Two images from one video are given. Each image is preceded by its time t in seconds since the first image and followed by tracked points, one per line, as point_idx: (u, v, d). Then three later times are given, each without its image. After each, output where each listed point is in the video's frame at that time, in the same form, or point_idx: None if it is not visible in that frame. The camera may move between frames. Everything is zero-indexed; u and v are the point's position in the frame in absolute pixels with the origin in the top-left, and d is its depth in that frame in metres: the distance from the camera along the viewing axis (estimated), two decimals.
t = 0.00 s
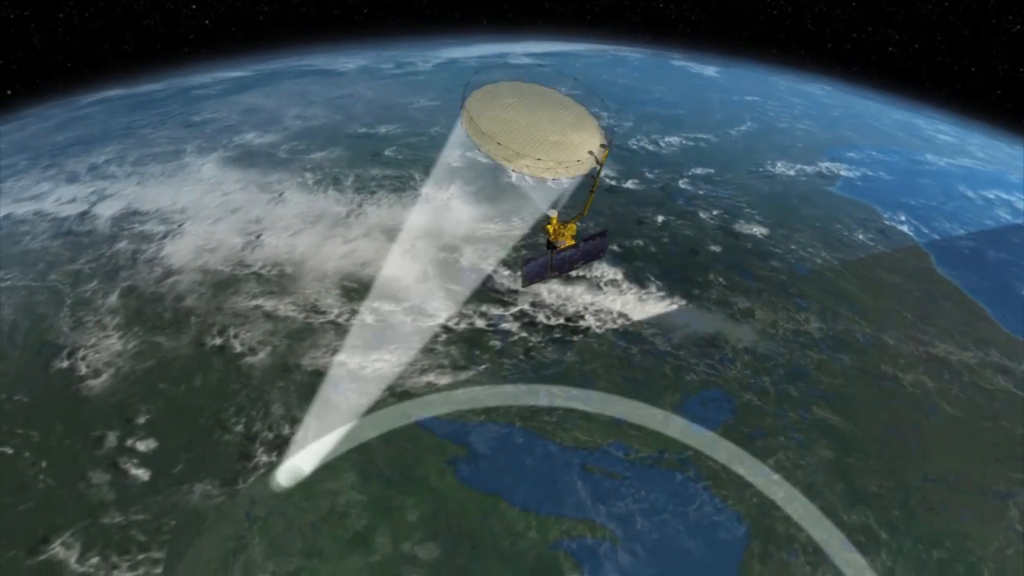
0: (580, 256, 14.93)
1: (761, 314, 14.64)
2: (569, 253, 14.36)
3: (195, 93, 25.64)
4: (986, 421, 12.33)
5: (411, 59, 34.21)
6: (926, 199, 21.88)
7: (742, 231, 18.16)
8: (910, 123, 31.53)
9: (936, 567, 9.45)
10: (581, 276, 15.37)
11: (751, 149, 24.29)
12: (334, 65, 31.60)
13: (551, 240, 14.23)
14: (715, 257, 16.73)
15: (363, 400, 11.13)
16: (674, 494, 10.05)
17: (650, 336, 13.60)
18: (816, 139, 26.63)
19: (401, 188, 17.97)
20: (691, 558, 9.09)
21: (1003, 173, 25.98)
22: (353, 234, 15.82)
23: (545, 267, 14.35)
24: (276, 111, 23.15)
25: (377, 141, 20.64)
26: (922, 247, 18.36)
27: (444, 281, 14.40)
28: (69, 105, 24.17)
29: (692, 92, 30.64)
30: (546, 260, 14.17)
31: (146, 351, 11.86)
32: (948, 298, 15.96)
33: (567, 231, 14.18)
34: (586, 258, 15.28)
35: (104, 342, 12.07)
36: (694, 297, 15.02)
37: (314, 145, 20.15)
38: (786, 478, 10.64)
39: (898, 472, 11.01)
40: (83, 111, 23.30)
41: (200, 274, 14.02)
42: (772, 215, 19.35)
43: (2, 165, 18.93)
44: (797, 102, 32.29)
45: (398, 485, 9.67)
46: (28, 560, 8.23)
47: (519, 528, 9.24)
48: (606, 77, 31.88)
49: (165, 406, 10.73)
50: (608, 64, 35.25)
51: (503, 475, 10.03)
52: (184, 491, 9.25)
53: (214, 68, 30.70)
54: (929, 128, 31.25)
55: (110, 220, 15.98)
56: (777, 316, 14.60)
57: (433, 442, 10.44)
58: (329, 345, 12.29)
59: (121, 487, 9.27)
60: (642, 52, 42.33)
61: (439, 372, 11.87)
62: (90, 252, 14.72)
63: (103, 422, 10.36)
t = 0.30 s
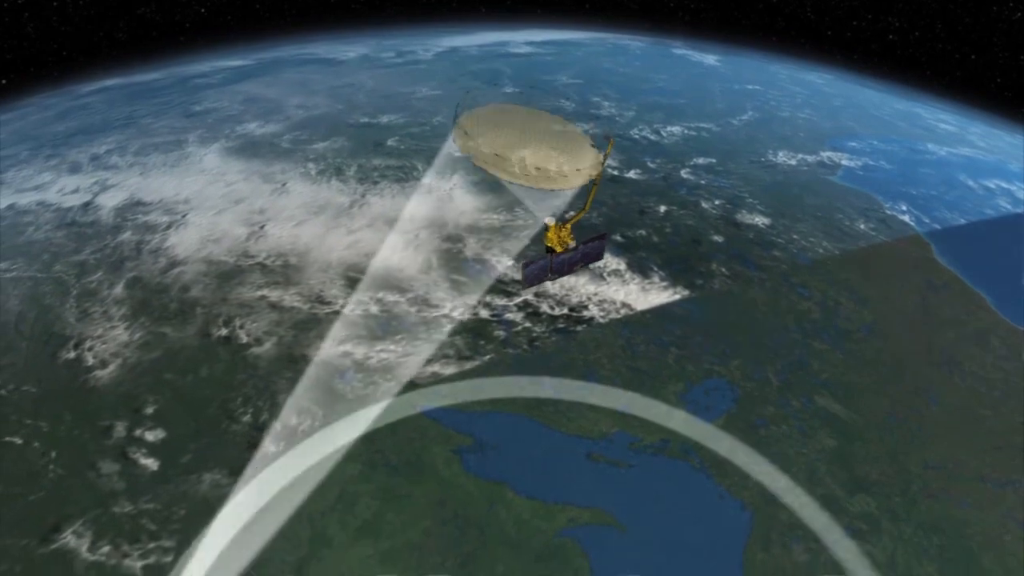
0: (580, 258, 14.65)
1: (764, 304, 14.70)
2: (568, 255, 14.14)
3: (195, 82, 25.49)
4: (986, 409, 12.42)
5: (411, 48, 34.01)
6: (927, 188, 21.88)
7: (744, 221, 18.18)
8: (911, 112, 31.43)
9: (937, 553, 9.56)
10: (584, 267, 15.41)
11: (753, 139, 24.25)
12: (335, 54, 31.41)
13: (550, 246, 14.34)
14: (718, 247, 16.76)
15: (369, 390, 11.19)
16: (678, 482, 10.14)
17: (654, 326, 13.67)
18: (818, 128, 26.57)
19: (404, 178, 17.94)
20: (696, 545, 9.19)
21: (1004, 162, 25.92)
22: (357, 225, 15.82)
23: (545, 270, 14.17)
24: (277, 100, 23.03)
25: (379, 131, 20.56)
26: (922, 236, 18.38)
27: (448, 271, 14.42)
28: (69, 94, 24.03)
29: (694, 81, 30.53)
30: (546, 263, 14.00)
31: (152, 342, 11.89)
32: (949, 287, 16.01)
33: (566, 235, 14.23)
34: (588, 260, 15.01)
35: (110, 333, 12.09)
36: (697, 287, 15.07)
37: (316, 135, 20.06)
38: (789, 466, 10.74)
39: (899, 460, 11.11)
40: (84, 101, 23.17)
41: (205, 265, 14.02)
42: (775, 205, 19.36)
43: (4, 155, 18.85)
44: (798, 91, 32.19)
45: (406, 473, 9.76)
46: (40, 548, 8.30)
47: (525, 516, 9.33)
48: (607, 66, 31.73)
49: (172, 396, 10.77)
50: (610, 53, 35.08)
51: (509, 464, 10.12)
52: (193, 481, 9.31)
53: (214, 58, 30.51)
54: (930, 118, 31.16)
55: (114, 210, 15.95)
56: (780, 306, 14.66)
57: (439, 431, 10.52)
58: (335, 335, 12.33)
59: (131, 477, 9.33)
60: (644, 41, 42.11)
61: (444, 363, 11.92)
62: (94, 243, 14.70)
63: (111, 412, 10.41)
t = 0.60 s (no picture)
0: (580, 262, 14.37)
1: (767, 294, 14.73)
2: (569, 257, 13.89)
3: (195, 71, 25.30)
4: (986, 398, 12.50)
5: (411, 37, 33.73)
6: (928, 178, 21.86)
7: (746, 211, 18.19)
8: (912, 101, 31.31)
9: (937, 540, 9.68)
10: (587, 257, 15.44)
11: (755, 128, 24.18)
12: (335, 43, 31.16)
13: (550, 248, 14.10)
14: (720, 237, 16.77)
15: (375, 380, 11.24)
16: (682, 470, 10.23)
17: (657, 316, 13.72)
18: (819, 118, 26.50)
19: (407, 168, 17.88)
20: (700, 533, 9.29)
21: (1004, 151, 25.86)
22: (360, 216, 15.80)
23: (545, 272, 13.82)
24: (278, 90, 22.89)
25: (381, 121, 20.47)
26: (923, 226, 18.39)
27: (452, 262, 14.43)
28: (68, 83, 23.85)
29: (696, 70, 30.37)
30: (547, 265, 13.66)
31: (158, 333, 11.92)
32: (949, 276, 16.03)
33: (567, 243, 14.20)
34: (586, 263, 14.65)
35: (116, 324, 12.12)
36: (700, 278, 15.10)
37: (318, 125, 19.97)
38: (791, 454, 10.84)
39: (900, 448, 11.21)
40: (84, 90, 23.02)
41: (210, 256, 14.02)
42: (777, 196, 19.35)
43: (5, 145, 18.75)
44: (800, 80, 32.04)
45: (412, 463, 9.84)
46: (52, 538, 8.38)
47: (530, 505, 9.42)
48: (608, 55, 31.53)
49: (180, 387, 10.82)
50: (611, 42, 34.86)
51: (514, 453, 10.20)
52: (202, 471, 9.39)
53: (213, 46, 30.27)
54: (930, 106, 31.05)
55: (117, 201, 15.91)
56: (782, 296, 14.69)
57: (444, 421, 10.58)
58: (340, 326, 12.36)
59: (140, 467, 9.40)
60: (645, 30, 41.83)
61: (449, 353, 11.98)
62: (98, 233, 14.68)
63: (119, 403, 10.45)
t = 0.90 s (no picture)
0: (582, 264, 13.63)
1: (769, 284, 14.78)
2: (569, 260, 13.17)
3: (195, 60, 25.12)
4: (984, 386, 12.60)
5: (411, 25, 33.50)
6: (928, 167, 21.86)
7: (748, 201, 18.20)
8: (912, 89, 31.21)
9: (936, 527, 9.80)
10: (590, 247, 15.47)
11: (757, 118, 24.12)
12: (334, 32, 30.93)
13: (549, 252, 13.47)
14: (722, 227, 16.79)
15: (381, 371, 11.30)
16: (684, 458, 10.33)
17: (660, 306, 13.76)
18: (820, 107, 26.43)
19: (409, 158, 17.83)
20: (703, 519, 9.42)
21: (1004, 140, 25.82)
22: (363, 206, 15.78)
23: (545, 275, 13.22)
24: (279, 79, 22.74)
25: (382, 110, 20.38)
26: (923, 216, 18.40)
27: (456, 252, 14.43)
28: (68, 72, 23.68)
29: (698, 59, 30.24)
30: (545, 268, 13.04)
31: (164, 323, 11.94)
32: (950, 265, 16.08)
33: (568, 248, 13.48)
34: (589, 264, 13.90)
35: (122, 314, 12.13)
36: (703, 268, 15.14)
37: (320, 115, 19.88)
38: (794, 443, 10.94)
39: (900, 436, 11.32)
40: (84, 79, 22.86)
41: (214, 246, 14.00)
42: (779, 185, 19.34)
43: (6, 136, 18.66)
44: (800, 68, 31.90)
45: (418, 452, 9.92)
46: (62, 527, 8.46)
47: (536, 493, 9.52)
48: (610, 43, 31.34)
49: (186, 378, 10.85)
50: (612, 30, 34.64)
51: (518, 443, 10.27)
52: (210, 461, 9.46)
53: (212, 35, 30.04)
54: (931, 94, 30.94)
55: (120, 192, 15.86)
56: (784, 286, 14.74)
57: (450, 411, 10.66)
58: (345, 316, 12.40)
59: (148, 457, 9.46)
60: (646, 17, 41.55)
61: (454, 343, 12.03)
62: (102, 224, 14.65)
63: (126, 394, 10.50)
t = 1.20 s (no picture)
0: (578, 267, 13.67)
1: (771, 273, 14.82)
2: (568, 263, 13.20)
3: (194, 49, 24.93)
4: (984, 375, 12.68)
5: (411, 13, 33.22)
6: (929, 156, 21.83)
7: (750, 191, 18.21)
8: (913, 77, 31.10)
9: (935, 514, 9.92)
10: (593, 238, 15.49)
11: (759, 107, 24.07)
12: (334, 20, 30.69)
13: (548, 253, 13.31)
14: (724, 217, 16.81)
15: (386, 361, 11.35)
16: (686, 448, 10.40)
17: (663, 296, 13.82)
18: (821, 95, 26.35)
19: (412, 148, 17.78)
20: (706, 506, 9.53)
21: (1004, 129, 25.76)
22: (366, 196, 15.76)
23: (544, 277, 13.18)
24: (279, 68, 22.59)
25: (384, 100, 20.29)
26: (924, 205, 18.41)
27: (459, 242, 14.43)
28: (66, 61, 23.50)
29: (699, 47, 30.11)
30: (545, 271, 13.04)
31: (170, 314, 11.97)
32: (950, 254, 16.10)
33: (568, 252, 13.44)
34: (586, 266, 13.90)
35: (128, 305, 12.16)
36: (705, 258, 15.18)
37: (321, 105, 19.79)
38: (795, 431, 11.04)
39: (900, 425, 11.42)
40: (83, 68, 22.68)
41: (218, 237, 14.00)
42: (781, 175, 19.34)
43: (7, 126, 18.57)
44: (800, 56, 31.76)
45: (424, 442, 10.00)
46: (73, 516, 8.58)
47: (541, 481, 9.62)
48: (611, 31, 31.14)
49: (193, 368, 10.91)
50: (613, 18, 34.40)
51: (561, 431, 10.47)
52: (218, 450, 9.54)
53: (211, 24, 29.79)
54: (932, 82, 30.82)
55: (123, 182, 15.83)
56: (786, 276, 14.78)
57: (455, 400, 10.73)
58: (350, 307, 12.43)
59: (157, 447, 9.54)
60: (646, 5, 41.23)
61: (458, 333, 12.08)
62: (105, 215, 14.63)
63: (133, 384, 10.56)
